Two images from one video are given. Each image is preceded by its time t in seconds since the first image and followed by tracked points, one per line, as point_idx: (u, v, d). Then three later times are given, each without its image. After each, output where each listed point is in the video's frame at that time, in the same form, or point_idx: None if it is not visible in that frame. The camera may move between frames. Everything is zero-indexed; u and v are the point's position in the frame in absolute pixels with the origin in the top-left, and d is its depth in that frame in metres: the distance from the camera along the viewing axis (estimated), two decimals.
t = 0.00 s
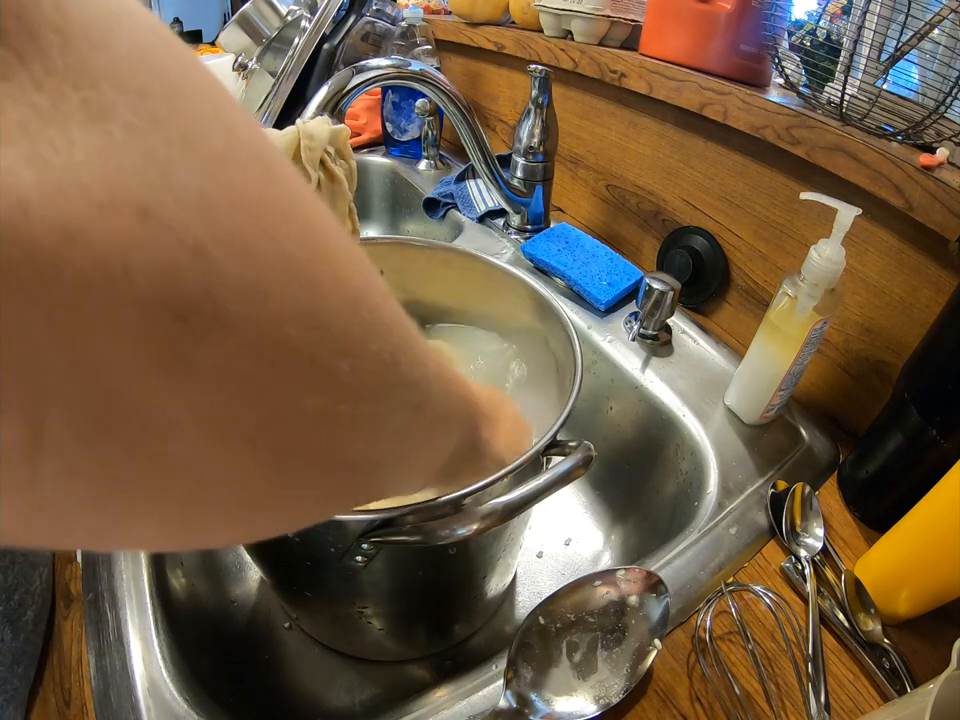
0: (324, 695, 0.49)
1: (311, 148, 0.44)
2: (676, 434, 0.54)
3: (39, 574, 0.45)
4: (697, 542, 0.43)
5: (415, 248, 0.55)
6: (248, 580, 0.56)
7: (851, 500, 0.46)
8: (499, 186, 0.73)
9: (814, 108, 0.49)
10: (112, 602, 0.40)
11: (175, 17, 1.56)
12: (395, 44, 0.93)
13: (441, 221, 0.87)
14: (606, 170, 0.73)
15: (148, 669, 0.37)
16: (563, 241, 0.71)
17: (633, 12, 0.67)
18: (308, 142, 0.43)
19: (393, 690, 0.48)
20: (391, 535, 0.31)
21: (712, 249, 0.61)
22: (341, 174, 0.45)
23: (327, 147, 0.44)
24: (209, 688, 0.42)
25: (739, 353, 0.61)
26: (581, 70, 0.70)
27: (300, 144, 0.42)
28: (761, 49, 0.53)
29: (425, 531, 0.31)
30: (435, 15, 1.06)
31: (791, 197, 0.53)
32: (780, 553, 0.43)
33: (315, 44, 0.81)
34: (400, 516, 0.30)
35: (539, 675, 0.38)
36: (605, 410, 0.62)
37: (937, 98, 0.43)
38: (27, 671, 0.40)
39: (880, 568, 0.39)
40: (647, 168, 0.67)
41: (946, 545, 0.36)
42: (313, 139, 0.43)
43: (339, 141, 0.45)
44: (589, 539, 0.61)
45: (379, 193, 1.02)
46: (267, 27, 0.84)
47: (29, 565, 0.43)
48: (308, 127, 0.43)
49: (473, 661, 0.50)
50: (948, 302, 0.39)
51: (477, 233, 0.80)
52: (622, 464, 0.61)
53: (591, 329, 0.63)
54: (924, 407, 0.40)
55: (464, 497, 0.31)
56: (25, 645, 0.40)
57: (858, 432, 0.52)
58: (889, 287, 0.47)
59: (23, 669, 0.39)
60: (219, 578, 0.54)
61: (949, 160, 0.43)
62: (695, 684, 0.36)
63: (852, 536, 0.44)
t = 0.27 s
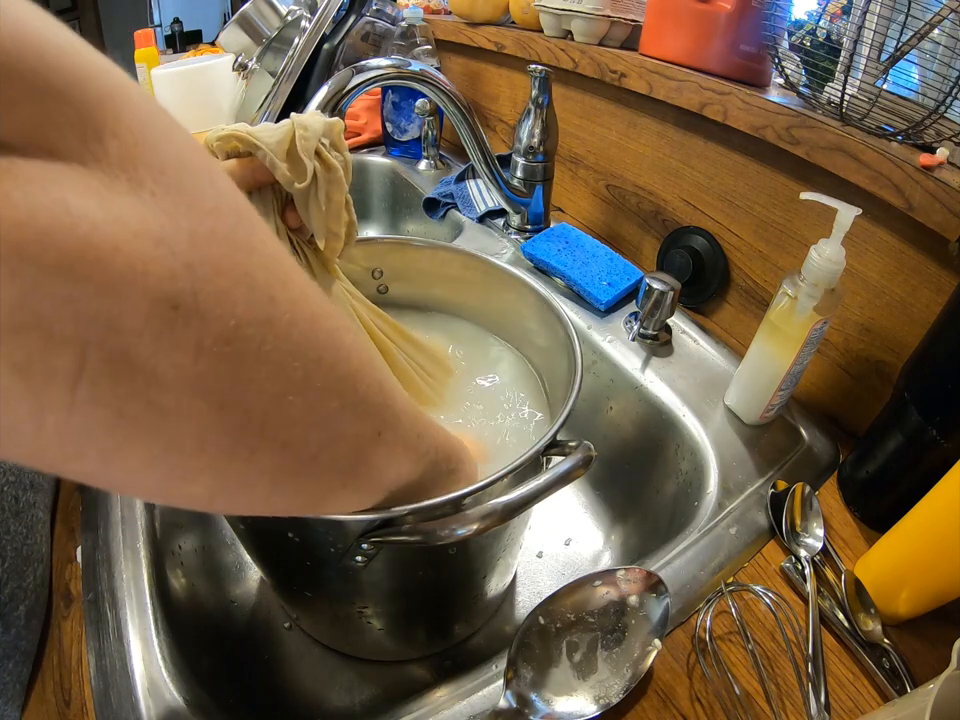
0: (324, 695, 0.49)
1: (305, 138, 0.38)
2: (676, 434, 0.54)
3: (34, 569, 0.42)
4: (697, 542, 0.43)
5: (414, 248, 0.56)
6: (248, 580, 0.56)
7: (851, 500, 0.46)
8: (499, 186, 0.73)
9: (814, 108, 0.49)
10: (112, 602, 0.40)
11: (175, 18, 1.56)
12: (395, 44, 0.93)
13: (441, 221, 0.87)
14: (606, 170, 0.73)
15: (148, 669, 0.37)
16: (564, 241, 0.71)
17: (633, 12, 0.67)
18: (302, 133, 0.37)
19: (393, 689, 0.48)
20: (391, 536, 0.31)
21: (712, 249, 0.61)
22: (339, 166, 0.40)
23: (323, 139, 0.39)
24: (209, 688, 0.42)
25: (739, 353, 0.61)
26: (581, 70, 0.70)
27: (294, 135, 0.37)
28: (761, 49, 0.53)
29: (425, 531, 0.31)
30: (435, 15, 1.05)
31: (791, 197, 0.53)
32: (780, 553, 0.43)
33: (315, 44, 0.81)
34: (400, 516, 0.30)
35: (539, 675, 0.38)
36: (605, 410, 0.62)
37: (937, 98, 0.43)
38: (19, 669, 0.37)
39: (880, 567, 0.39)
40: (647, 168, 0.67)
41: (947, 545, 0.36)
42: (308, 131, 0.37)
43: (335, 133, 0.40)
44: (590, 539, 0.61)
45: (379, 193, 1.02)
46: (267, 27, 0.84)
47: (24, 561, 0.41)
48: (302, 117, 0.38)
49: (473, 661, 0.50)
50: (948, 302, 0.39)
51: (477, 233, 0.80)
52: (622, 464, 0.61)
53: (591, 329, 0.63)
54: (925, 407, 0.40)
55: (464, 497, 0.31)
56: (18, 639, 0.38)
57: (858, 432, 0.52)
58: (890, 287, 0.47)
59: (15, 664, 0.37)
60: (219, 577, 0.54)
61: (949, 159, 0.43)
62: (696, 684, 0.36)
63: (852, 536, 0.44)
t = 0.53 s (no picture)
0: (324, 695, 0.49)
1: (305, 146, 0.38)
2: (676, 435, 0.54)
3: (29, 566, 0.41)
4: (697, 542, 0.43)
5: (414, 248, 0.56)
6: (248, 580, 0.56)
7: (851, 500, 0.46)
8: (499, 186, 0.73)
9: (814, 109, 0.49)
10: (112, 602, 0.40)
11: (175, 18, 1.56)
12: (395, 44, 0.93)
13: (441, 221, 0.87)
14: (606, 170, 0.73)
15: (148, 669, 0.37)
16: (564, 241, 0.71)
17: (633, 12, 0.67)
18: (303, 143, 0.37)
19: (393, 689, 0.48)
20: (391, 535, 0.31)
21: (712, 249, 0.61)
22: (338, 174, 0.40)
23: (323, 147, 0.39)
24: (209, 688, 0.42)
25: (739, 353, 0.61)
26: (581, 70, 0.70)
27: (296, 145, 0.36)
28: (761, 49, 0.53)
29: (425, 531, 0.31)
30: (436, 15, 1.05)
31: (791, 197, 0.53)
32: (780, 554, 0.43)
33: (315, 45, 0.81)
34: (400, 515, 0.30)
35: (539, 675, 0.38)
36: (605, 409, 0.62)
37: (937, 98, 0.43)
38: (13, 667, 0.37)
39: (879, 567, 0.39)
40: (647, 168, 0.67)
41: (947, 545, 0.36)
42: (309, 139, 0.37)
43: (335, 139, 0.40)
44: (590, 539, 0.61)
45: (379, 193, 1.02)
46: (267, 27, 0.84)
47: (19, 558, 0.40)
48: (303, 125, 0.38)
49: (473, 661, 0.50)
50: (948, 302, 0.39)
51: (477, 233, 0.80)
52: (622, 463, 0.61)
53: (592, 329, 0.63)
54: (925, 407, 0.40)
55: (464, 497, 0.31)
56: (13, 636, 0.37)
57: (858, 432, 0.52)
58: (890, 287, 0.47)
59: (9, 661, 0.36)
60: (219, 577, 0.54)
61: (949, 159, 0.43)
62: (696, 684, 0.36)
63: (852, 536, 0.44)
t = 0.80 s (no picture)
0: (324, 695, 0.49)
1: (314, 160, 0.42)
2: (676, 435, 0.54)
3: (29, 570, 0.42)
4: (697, 542, 0.43)
5: (414, 248, 0.56)
6: (248, 580, 0.56)
7: (851, 500, 0.46)
8: (499, 186, 0.73)
9: (814, 109, 0.49)
10: (112, 602, 0.40)
11: (175, 18, 1.56)
12: (395, 44, 0.93)
13: (441, 221, 0.87)
14: (606, 170, 0.73)
15: (148, 669, 0.37)
16: (563, 241, 0.71)
17: (633, 12, 0.67)
18: (312, 157, 0.42)
19: (393, 689, 0.48)
20: (391, 535, 0.31)
21: (712, 249, 0.61)
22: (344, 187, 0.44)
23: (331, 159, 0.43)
24: (209, 688, 0.42)
25: (739, 353, 0.61)
26: (581, 70, 0.70)
27: (305, 159, 0.41)
28: (761, 49, 0.53)
29: (425, 531, 0.31)
30: (435, 15, 1.05)
31: (791, 197, 0.53)
32: (780, 553, 0.43)
33: (315, 44, 0.82)
34: (401, 515, 0.30)
35: (539, 675, 0.38)
36: (605, 410, 0.62)
37: (937, 98, 0.43)
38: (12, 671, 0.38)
39: (880, 567, 0.39)
40: (647, 168, 0.67)
41: (947, 545, 0.36)
42: (318, 153, 0.42)
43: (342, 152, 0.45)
44: (590, 539, 0.61)
45: (379, 193, 1.02)
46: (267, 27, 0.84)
47: (19, 562, 0.40)
48: (313, 138, 0.42)
49: (473, 661, 0.50)
50: (948, 302, 0.40)
51: (477, 233, 0.80)
52: (622, 463, 0.61)
53: (591, 329, 0.63)
54: (925, 407, 0.40)
55: (464, 497, 0.31)
56: (13, 641, 0.38)
57: (858, 432, 0.52)
58: (889, 287, 0.47)
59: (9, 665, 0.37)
60: (219, 577, 0.54)
61: (949, 159, 0.43)
62: (696, 684, 0.36)
63: (852, 536, 0.44)
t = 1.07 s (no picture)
0: (324, 695, 0.49)
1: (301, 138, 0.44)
2: (676, 435, 0.54)
3: (37, 571, 0.42)
4: (697, 542, 0.44)
5: (414, 248, 0.55)
6: (248, 580, 0.56)
7: (851, 500, 0.46)
8: (499, 186, 0.73)
9: (814, 108, 0.49)
10: (112, 602, 0.40)
11: (175, 18, 1.56)
12: (395, 44, 0.93)
13: (441, 221, 0.87)
14: (606, 170, 0.73)
15: (148, 669, 0.37)
16: (564, 241, 0.71)
17: (633, 12, 0.67)
18: (298, 133, 0.43)
19: (393, 689, 0.48)
20: (391, 536, 0.31)
21: (712, 249, 0.61)
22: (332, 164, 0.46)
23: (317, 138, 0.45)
24: (209, 688, 0.42)
25: (739, 353, 0.61)
26: (581, 70, 0.70)
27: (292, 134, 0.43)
28: (761, 49, 0.53)
29: (425, 531, 0.31)
30: (435, 15, 1.05)
31: (791, 197, 0.53)
32: (780, 553, 0.43)
33: (315, 44, 0.82)
34: (401, 515, 0.30)
35: (539, 675, 0.38)
36: (605, 410, 0.62)
37: (937, 98, 0.43)
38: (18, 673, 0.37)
39: (879, 567, 0.39)
40: (647, 168, 0.67)
41: (947, 545, 0.36)
42: (303, 130, 0.43)
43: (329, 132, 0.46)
44: (590, 539, 0.61)
45: (379, 193, 1.02)
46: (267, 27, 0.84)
47: (29, 562, 0.41)
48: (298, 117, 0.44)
49: (473, 661, 0.50)
50: (947, 302, 0.40)
51: (477, 233, 0.80)
52: (622, 463, 0.61)
53: (591, 329, 0.63)
54: (925, 407, 0.40)
55: (464, 497, 0.31)
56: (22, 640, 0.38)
57: (858, 432, 0.52)
58: (890, 287, 0.47)
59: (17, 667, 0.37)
60: (219, 578, 0.54)
61: (949, 160, 0.43)
62: (695, 684, 0.36)
63: (852, 536, 0.44)
